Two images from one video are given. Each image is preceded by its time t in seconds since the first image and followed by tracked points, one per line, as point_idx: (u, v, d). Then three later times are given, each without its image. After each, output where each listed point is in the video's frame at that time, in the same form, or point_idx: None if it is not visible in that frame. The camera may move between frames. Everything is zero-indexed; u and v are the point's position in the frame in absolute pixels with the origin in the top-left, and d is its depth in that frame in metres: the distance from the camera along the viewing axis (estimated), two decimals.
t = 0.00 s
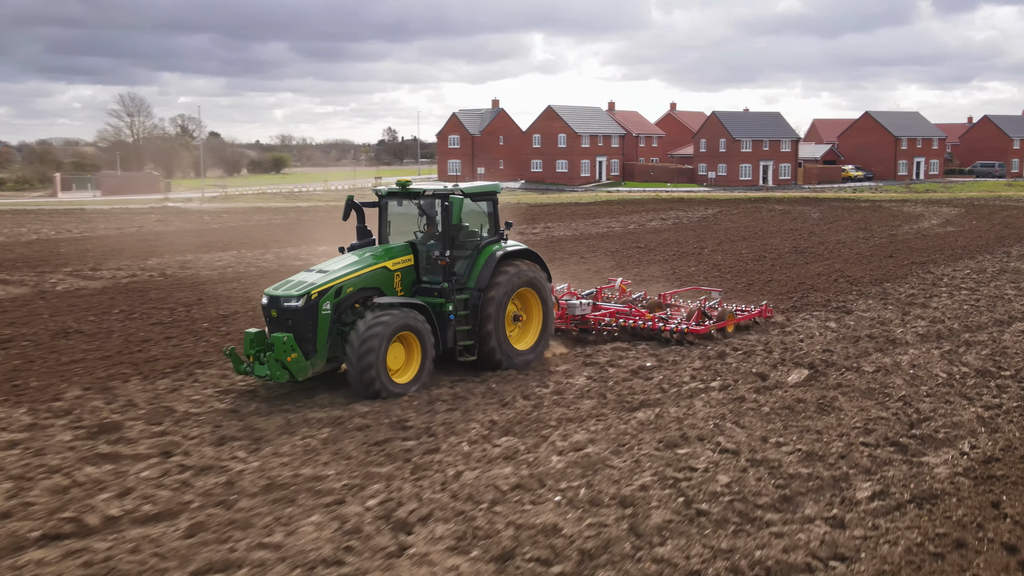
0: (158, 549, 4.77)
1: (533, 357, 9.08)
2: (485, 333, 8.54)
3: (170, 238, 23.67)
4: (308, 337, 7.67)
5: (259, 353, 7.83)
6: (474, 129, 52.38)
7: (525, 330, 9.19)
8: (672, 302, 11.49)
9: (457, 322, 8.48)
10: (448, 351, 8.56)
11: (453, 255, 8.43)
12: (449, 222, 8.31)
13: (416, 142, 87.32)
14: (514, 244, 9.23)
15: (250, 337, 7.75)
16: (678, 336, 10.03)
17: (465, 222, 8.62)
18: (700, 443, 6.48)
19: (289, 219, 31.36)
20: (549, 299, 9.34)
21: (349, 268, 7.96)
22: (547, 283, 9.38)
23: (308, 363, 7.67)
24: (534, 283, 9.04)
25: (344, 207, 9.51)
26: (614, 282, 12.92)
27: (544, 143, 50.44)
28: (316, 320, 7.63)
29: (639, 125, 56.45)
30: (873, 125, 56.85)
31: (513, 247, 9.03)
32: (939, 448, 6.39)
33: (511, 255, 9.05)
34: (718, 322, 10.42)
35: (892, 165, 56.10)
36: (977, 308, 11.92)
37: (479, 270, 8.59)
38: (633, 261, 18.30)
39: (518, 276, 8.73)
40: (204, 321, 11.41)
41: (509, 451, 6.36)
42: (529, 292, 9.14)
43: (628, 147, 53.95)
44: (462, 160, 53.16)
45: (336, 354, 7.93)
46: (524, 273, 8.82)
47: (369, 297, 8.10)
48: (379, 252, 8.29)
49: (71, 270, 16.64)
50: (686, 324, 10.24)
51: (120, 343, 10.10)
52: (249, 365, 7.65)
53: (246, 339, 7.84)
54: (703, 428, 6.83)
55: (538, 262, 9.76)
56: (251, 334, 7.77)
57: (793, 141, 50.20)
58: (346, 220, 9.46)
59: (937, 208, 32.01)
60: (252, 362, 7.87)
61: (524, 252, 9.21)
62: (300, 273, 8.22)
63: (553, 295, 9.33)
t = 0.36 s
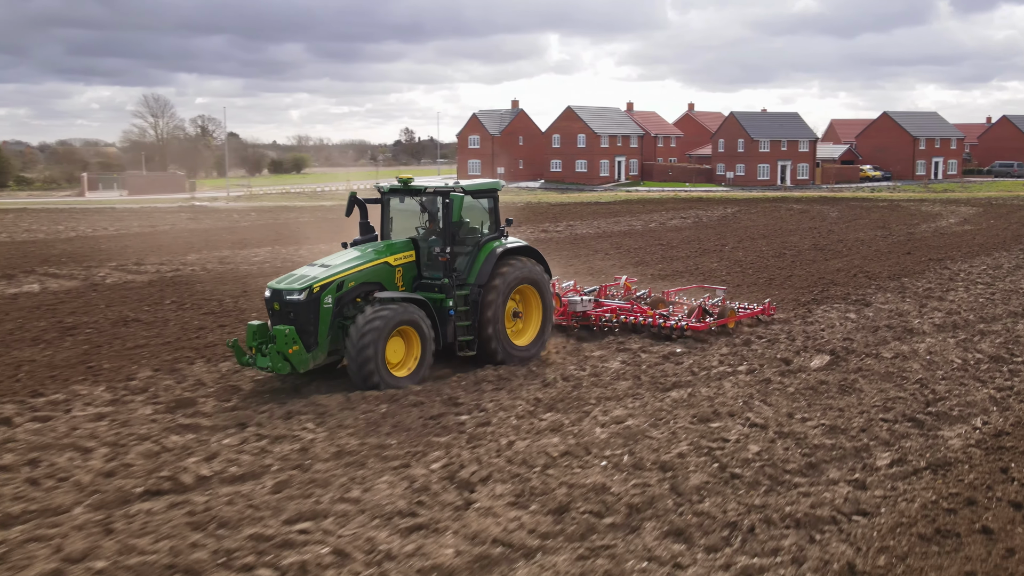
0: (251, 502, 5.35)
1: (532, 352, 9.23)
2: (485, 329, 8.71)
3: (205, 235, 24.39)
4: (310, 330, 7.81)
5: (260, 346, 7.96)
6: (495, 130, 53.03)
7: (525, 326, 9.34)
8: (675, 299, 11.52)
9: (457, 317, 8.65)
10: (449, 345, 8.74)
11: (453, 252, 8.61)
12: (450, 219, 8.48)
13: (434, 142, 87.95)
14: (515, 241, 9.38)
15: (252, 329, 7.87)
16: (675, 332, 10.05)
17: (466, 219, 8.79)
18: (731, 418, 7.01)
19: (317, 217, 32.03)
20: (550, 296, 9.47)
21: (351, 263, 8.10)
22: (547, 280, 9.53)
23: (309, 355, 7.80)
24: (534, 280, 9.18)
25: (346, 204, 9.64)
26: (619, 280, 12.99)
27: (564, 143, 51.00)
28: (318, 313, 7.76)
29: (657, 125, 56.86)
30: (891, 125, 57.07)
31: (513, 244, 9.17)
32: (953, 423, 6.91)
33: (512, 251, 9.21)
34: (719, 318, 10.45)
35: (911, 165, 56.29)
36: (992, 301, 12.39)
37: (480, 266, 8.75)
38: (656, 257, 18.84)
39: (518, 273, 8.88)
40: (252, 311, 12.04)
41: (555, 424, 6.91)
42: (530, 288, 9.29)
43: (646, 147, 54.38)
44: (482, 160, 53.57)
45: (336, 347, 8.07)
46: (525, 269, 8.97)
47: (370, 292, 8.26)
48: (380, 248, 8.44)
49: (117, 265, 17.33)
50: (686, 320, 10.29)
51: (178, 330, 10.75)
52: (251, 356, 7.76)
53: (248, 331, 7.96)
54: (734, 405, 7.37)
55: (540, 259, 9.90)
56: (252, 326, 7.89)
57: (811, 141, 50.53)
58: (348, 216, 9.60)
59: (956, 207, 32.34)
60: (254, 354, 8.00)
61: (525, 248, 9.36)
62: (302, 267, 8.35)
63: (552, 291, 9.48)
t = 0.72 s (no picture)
0: (321, 471, 5.84)
1: (528, 351, 9.29)
2: (482, 326, 8.76)
3: (234, 234, 24.96)
4: (306, 324, 7.92)
5: (257, 340, 8.09)
6: (513, 130, 53.13)
7: (522, 325, 9.42)
8: (676, 298, 11.56)
9: (454, 315, 8.70)
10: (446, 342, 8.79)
11: (451, 249, 8.67)
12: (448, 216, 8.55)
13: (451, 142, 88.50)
14: (514, 240, 9.44)
15: (249, 323, 8.00)
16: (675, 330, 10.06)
17: (465, 217, 8.86)
18: (757, 401, 7.48)
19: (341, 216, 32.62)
20: (548, 296, 9.56)
21: (348, 259, 8.21)
22: (545, 280, 9.60)
23: (305, 349, 7.90)
24: (532, 279, 9.26)
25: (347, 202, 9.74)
26: (620, 280, 12.94)
27: (582, 143, 51.45)
28: (314, 308, 7.87)
29: (674, 125, 57.23)
30: (908, 125, 57.19)
31: (512, 243, 9.24)
32: (967, 406, 7.35)
33: (510, 250, 9.27)
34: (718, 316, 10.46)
35: (928, 165, 56.39)
36: (1007, 296, 12.79)
37: (477, 265, 8.82)
38: (677, 254, 19.28)
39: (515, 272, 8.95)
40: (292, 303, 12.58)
41: (593, 405, 7.39)
42: (528, 287, 9.36)
43: (664, 147, 54.72)
44: (501, 160, 53.81)
45: (333, 342, 8.16)
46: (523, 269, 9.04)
47: (367, 288, 8.33)
48: (379, 245, 8.53)
49: (156, 262, 17.91)
50: (686, 318, 10.32)
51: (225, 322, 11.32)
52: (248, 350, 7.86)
53: (246, 326, 8.08)
54: (760, 390, 7.83)
55: (538, 259, 9.98)
56: (250, 320, 8.02)
57: (828, 141, 50.75)
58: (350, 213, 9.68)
59: (973, 207, 32.60)
60: (252, 348, 8.13)
61: (524, 247, 9.43)
62: (301, 263, 8.47)
63: (550, 291, 9.55)
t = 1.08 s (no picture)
0: (380, 448, 6.31)
1: (525, 349, 9.47)
2: (477, 327, 8.94)
3: (262, 233, 25.52)
4: (301, 326, 7.99)
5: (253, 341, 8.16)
6: (532, 130, 53.98)
7: (518, 325, 9.60)
8: (676, 298, 11.62)
9: (450, 315, 8.88)
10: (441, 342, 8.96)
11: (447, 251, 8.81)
12: (444, 218, 8.69)
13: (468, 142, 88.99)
14: (510, 241, 9.59)
15: (245, 325, 8.07)
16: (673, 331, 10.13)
17: (461, 219, 9.00)
18: (783, 389, 7.91)
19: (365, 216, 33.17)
20: (544, 296, 9.72)
21: (344, 261, 8.29)
22: (542, 280, 9.77)
23: (300, 351, 7.98)
24: (529, 279, 9.42)
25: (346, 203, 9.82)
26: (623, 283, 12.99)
27: (600, 143, 51.88)
28: (309, 309, 7.94)
29: (692, 125, 57.55)
30: (926, 125, 57.26)
31: (508, 244, 9.39)
32: (982, 394, 7.76)
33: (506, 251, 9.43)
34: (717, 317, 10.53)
35: (946, 165, 56.45)
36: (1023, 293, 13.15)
37: (473, 266, 8.97)
38: (699, 252, 19.69)
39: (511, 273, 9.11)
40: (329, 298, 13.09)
41: (628, 392, 7.85)
42: (524, 287, 9.52)
43: (682, 148, 55.03)
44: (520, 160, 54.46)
45: (328, 342, 8.25)
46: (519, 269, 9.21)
47: (363, 289, 8.43)
48: (375, 246, 8.63)
49: (193, 260, 18.47)
50: (684, 319, 10.37)
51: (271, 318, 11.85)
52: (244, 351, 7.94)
53: (241, 327, 8.15)
54: (785, 379, 8.27)
55: (534, 259, 10.14)
56: (246, 322, 8.09)
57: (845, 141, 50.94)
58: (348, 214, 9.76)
59: (992, 207, 32.80)
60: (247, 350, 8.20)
61: (519, 248, 9.58)
62: (295, 265, 8.54)
63: (547, 291, 9.71)
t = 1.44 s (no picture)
0: (433, 430, 6.75)
1: (523, 350, 9.43)
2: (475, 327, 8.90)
3: (292, 231, 26.05)
4: (298, 328, 7.99)
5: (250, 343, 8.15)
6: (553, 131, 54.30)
7: (517, 325, 9.55)
8: (679, 299, 11.61)
9: (448, 316, 8.85)
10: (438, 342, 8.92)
11: (445, 251, 8.79)
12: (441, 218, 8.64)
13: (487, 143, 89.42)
14: (508, 241, 9.54)
15: (243, 328, 8.05)
16: (674, 333, 10.10)
17: (459, 219, 8.96)
18: (810, 378, 8.32)
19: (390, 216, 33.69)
20: (543, 296, 9.67)
21: (340, 262, 8.27)
22: (540, 279, 9.72)
23: (297, 353, 7.98)
24: (527, 279, 9.37)
25: (345, 203, 9.81)
26: (626, 283, 12.93)
27: (621, 144, 52.23)
28: (306, 311, 7.94)
29: (712, 126, 57.84)
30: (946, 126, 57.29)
31: (506, 244, 9.35)
32: (1000, 384, 8.15)
33: (504, 251, 9.38)
34: (718, 319, 10.50)
35: (966, 166, 56.48)
36: None
37: (471, 266, 8.94)
38: (721, 251, 20.09)
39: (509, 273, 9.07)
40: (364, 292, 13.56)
41: (663, 381, 8.27)
42: (523, 287, 9.48)
43: (701, 148, 55.33)
44: (540, 161, 54.77)
45: (325, 344, 8.24)
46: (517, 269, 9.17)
47: (360, 291, 8.42)
48: (373, 247, 8.62)
49: (230, 257, 19.00)
50: (685, 320, 10.31)
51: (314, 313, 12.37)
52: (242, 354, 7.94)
53: (238, 329, 8.13)
54: (812, 369, 8.67)
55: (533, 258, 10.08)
56: (243, 324, 8.07)
57: (865, 142, 51.10)
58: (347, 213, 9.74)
59: (1013, 207, 33.00)
60: (245, 352, 8.20)
61: (518, 248, 9.53)
62: (293, 267, 8.52)
63: (546, 291, 9.66)
